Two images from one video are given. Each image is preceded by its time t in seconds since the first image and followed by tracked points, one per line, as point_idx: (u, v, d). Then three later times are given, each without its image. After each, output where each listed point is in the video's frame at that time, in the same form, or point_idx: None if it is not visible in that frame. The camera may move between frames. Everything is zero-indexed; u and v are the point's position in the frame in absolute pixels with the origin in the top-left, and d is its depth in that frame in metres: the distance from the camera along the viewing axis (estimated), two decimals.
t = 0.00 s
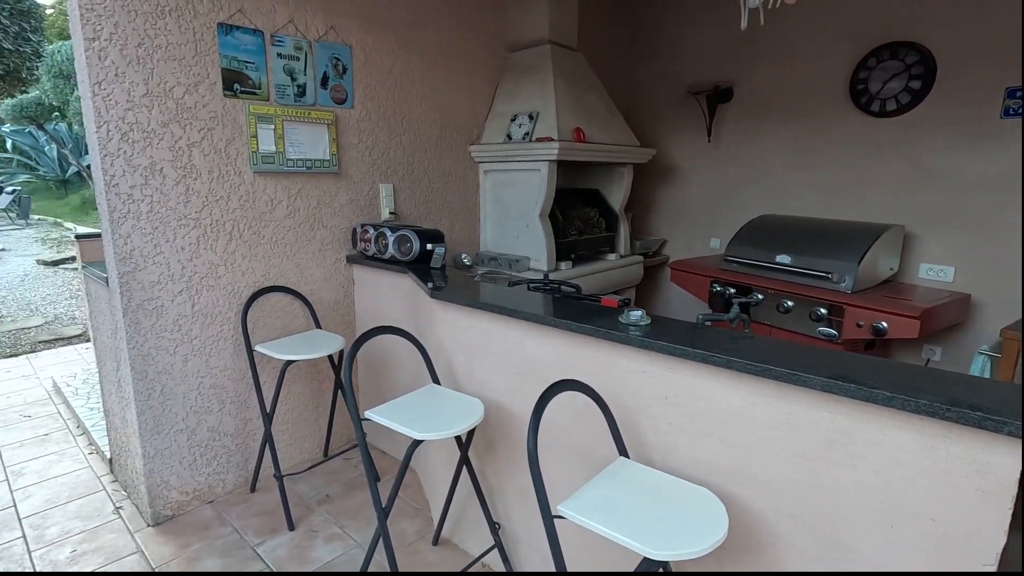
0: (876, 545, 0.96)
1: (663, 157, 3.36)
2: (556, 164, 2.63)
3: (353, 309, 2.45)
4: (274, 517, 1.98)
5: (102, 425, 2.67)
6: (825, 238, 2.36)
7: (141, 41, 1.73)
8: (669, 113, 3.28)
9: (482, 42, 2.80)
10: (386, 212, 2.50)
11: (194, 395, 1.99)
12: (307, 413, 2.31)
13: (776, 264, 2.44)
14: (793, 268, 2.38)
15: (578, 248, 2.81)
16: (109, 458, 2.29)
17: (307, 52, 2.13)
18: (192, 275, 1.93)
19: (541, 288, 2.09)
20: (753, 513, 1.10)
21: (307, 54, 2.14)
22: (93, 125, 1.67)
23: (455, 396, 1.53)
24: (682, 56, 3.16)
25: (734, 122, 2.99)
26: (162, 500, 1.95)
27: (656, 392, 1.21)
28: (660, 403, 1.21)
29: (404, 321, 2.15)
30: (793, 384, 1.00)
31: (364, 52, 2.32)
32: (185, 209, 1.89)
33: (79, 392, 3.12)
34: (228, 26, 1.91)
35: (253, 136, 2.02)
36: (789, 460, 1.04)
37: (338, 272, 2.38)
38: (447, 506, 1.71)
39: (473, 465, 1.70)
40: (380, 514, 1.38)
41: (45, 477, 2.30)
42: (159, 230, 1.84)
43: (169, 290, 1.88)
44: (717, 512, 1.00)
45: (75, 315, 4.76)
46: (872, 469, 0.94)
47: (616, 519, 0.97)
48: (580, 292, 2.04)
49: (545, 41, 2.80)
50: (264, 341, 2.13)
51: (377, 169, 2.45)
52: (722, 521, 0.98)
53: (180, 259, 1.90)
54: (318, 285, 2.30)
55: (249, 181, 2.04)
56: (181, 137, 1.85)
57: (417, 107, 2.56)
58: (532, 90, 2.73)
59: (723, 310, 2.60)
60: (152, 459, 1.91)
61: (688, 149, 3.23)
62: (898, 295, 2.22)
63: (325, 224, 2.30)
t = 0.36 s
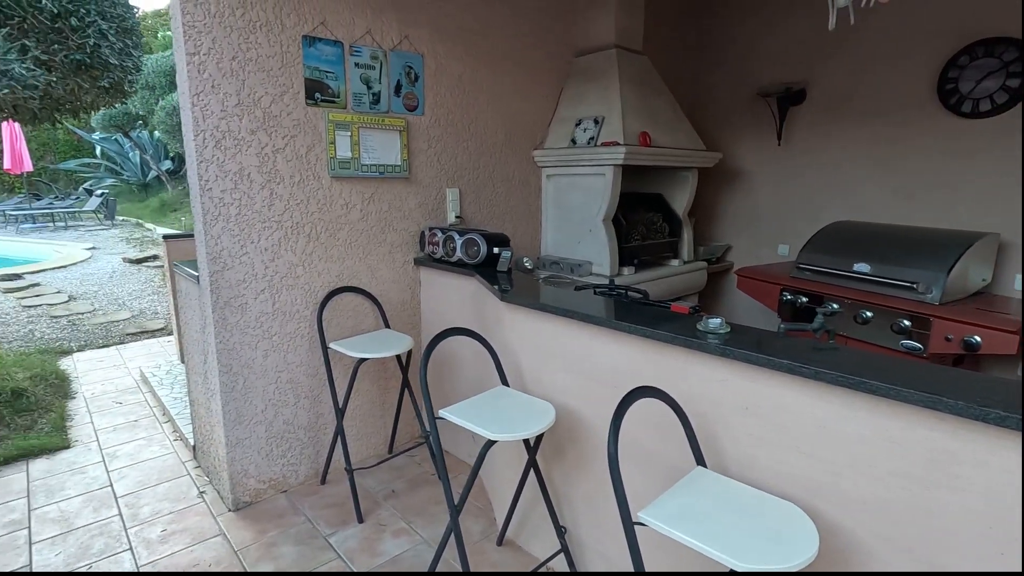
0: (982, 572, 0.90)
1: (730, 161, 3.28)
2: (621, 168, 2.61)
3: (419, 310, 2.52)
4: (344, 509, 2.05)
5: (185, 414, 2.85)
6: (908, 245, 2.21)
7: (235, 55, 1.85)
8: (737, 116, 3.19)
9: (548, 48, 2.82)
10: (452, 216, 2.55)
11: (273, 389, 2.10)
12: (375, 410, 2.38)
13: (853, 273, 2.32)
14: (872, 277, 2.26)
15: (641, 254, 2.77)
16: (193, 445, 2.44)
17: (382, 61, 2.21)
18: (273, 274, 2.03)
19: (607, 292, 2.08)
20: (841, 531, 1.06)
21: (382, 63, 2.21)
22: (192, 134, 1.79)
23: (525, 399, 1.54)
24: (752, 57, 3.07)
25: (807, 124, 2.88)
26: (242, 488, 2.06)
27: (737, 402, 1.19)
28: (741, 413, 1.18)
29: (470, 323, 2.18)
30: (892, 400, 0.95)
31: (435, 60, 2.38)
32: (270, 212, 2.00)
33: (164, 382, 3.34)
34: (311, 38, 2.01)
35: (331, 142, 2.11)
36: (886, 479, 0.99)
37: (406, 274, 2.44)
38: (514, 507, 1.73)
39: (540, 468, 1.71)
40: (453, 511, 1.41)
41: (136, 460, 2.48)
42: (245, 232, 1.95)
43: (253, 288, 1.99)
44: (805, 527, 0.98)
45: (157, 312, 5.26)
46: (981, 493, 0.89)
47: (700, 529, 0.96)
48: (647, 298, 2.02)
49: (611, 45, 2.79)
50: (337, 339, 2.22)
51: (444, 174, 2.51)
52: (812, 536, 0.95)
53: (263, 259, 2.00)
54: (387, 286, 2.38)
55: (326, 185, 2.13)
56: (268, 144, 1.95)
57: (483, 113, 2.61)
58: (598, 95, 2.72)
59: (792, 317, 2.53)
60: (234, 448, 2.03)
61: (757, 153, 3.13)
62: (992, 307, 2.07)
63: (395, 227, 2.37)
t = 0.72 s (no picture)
0: None
1: (810, 166, 3.13)
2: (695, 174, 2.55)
3: (489, 314, 2.55)
4: (416, 505, 2.11)
5: (267, 406, 3.01)
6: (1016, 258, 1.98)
7: (326, 68, 1.95)
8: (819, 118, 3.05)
9: (621, 53, 2.80)
10: (522, 221, 2.57)
11: (351, 386, 2.19)
12: (444, 410, 2.44)
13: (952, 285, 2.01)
14: (974, 291, 1.85)
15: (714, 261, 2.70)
16: (275, 436, 2.58)
17: (460, 70, 2.27)
18: (354, 276, 2.12)
19: (681, 299, 2.04)
20: (948, 562, 0.99)
21: (460, 73, 2.27)
22: (286, 143, 1.91)
23: (601, 406, 1.54)
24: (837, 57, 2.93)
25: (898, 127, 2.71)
26: (321, 479, 2.16)
27: (829, 419, 1.14)
28: (834, 431, 1.14)
29: (540, 329, 2.20)
30: (1014, 424, 0.89)
31: (510, 68, 2.42)
32: (353, 216, 2.09)
33: (246, 375, 3.55)
34: (394, 50, 2.09)
35: (410, 150, 2.19)
36: (1003, 509, 0.92)
37: (477, 278, 2.49)
38: (586, 514, 1.73)
39: (613, 477, 1.71)
40: (528, 514, 1.43)
41: (224, 447, 2.65)
42: (330, 236, 2.05)
43: (336, 289, 2.09)
44: (911, 556, 0.93)
45: (238, 309, 5.61)
46: None
47: (794, 548, 0.93)
48: (725, 307, 1.96)
49: (686, 48, 2.73)
50: (412, 340, 2.29)
51: (517, 180, 2.54)
52: (919, 566, 0.90)
53: (346, 262, 2.10)
54: (459, 290, 2.43)
55: (405, 191, 2.21)
56: (353, 152, 2.05)
57: (556, 119, 2.62)
58: (672, 99, 2.68)
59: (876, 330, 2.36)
60: (314, 441, 2.13)
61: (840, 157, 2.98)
62: None
63: (467, 232, 2.42)
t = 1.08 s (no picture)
0: None
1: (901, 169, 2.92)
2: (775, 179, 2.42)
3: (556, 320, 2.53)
4: (482, 509, 2.13)
5: (338, 403, 3.12)
6: None
7: (405, 77, 2.00)
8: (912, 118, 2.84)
9: (696, 54, 2.72)
10: (591, 227, 2.54)
11: (421, 387, 2.23)
12: (510, 415, 2.44)
13: None
14: None
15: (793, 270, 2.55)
16: (347, 433, 2.67)
17: (533, 76, 2.27)
18: (426, 279, 2.16)
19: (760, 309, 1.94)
20: None
21: (532, 79, 2.27)
22: (366, 150, 1.98)
23: (676, 419, 1.50)
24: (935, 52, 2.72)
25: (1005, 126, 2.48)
26: (390, 478, 2.22)
27: (938, 446, 1.06)
28: (944, 459, 1.05)
29: (610, 337, 2.16)
30: None
31: (582, 73, 2.40)
32: (427, 222, 2.13)
33: (318, 372, 3.70)
34: (470, 58, 2.12)
35: (483, 156, 2.21)
36: None
37: (545, 284, 2.47)
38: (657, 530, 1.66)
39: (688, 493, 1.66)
40: (602, 526, 1.41)
41: (299, 442, 2.77)
42: (404, 240, 2.10)
43: (409, 293, 2.14)
44: None
45: (310, 308, 5.86)
46: None
47: None
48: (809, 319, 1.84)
49: (766, 47, 2.62)
50: (480, 345, 2.31)
51: (587, 185, 2.51)
52: None
53: (419, 266, 2.14)
54: (527, 295, 2.42)
55: (476, 197, 2.23)
56: (428, 159, 2.09)
57: (628, 123, 2.57)
58: (750, 101, 2.57)
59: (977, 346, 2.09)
60: (385, 440, 2.18)
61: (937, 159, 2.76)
62: None
63: (537, 238, 2.41)
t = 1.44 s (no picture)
0: None
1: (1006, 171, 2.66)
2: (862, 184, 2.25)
3: (620, 328, 2.46)
4: (542, 519, 2.09)
5: (399, 405, 3.17)
6: None
7: (472, 81, 2.00)
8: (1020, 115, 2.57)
9: (773, 51, 2.58)
10: (659, 233, 2.45)
11: (482, 393, 2.22)
12: (570, 424, 2.39)
13: None
14: None
15: (879, 281, 2.36)
16: (407, 434, 2.70)
17: (601, 78, 2.22)
18: (489, 285, 2.15)
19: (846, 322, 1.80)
20: None
21: (600, 81, 2.22)
22: (433, 155, 1.99)
23: (751, 440, 1.43)
24: None
25: None
26: (450, 482, 2.22)
27: None
28: None
29: (678, 348, 2.07)
30: None
31: (652, 74, 2.32)
32: (491, 226, 2.12)
33: (380, 373, 3.77)
34: (537, 61, 2.10)
35: (549, 160, 2.18)
36: None
37: (609, 291, 2.41)
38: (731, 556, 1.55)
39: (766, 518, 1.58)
40: (672, 549, 1.36)
41: (361, 441, 2.82)
42: (469, 245, 2.09)
43: (472, 298, 2.13)
44: None
45: (373, 309, 6.01)
46: None
47: None
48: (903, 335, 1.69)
49: (852, 42, 2.45)
50: (543, 352, 2.27)
51: (655, 190, 2.42)
52: None
53: (482, 271, 2.14)
54: (590, 302, 2.37)
55: (541, 202, 2.20)
56: (494, 164, 2.08)
57: (699, 125, 2.47)
58: (834, 100, 2.41)
59: None
60: (446, 445, 2.19)
61: None
62: None
63: (601, 243, 2.35)
